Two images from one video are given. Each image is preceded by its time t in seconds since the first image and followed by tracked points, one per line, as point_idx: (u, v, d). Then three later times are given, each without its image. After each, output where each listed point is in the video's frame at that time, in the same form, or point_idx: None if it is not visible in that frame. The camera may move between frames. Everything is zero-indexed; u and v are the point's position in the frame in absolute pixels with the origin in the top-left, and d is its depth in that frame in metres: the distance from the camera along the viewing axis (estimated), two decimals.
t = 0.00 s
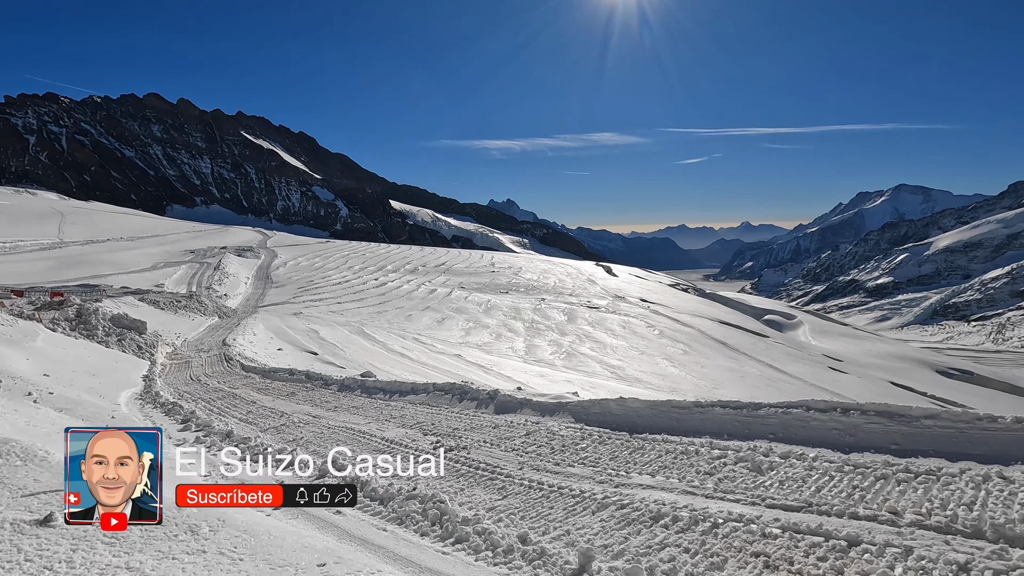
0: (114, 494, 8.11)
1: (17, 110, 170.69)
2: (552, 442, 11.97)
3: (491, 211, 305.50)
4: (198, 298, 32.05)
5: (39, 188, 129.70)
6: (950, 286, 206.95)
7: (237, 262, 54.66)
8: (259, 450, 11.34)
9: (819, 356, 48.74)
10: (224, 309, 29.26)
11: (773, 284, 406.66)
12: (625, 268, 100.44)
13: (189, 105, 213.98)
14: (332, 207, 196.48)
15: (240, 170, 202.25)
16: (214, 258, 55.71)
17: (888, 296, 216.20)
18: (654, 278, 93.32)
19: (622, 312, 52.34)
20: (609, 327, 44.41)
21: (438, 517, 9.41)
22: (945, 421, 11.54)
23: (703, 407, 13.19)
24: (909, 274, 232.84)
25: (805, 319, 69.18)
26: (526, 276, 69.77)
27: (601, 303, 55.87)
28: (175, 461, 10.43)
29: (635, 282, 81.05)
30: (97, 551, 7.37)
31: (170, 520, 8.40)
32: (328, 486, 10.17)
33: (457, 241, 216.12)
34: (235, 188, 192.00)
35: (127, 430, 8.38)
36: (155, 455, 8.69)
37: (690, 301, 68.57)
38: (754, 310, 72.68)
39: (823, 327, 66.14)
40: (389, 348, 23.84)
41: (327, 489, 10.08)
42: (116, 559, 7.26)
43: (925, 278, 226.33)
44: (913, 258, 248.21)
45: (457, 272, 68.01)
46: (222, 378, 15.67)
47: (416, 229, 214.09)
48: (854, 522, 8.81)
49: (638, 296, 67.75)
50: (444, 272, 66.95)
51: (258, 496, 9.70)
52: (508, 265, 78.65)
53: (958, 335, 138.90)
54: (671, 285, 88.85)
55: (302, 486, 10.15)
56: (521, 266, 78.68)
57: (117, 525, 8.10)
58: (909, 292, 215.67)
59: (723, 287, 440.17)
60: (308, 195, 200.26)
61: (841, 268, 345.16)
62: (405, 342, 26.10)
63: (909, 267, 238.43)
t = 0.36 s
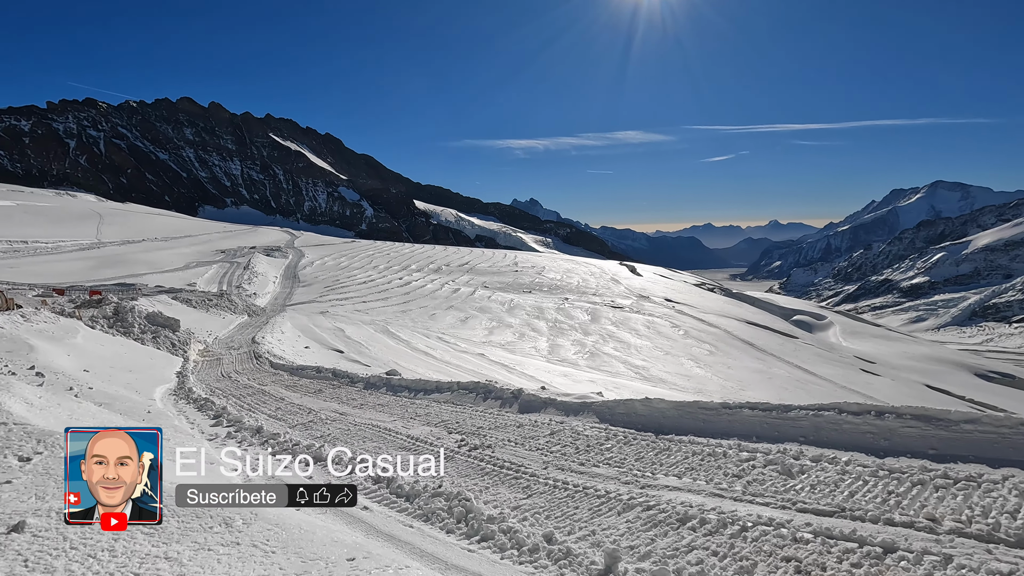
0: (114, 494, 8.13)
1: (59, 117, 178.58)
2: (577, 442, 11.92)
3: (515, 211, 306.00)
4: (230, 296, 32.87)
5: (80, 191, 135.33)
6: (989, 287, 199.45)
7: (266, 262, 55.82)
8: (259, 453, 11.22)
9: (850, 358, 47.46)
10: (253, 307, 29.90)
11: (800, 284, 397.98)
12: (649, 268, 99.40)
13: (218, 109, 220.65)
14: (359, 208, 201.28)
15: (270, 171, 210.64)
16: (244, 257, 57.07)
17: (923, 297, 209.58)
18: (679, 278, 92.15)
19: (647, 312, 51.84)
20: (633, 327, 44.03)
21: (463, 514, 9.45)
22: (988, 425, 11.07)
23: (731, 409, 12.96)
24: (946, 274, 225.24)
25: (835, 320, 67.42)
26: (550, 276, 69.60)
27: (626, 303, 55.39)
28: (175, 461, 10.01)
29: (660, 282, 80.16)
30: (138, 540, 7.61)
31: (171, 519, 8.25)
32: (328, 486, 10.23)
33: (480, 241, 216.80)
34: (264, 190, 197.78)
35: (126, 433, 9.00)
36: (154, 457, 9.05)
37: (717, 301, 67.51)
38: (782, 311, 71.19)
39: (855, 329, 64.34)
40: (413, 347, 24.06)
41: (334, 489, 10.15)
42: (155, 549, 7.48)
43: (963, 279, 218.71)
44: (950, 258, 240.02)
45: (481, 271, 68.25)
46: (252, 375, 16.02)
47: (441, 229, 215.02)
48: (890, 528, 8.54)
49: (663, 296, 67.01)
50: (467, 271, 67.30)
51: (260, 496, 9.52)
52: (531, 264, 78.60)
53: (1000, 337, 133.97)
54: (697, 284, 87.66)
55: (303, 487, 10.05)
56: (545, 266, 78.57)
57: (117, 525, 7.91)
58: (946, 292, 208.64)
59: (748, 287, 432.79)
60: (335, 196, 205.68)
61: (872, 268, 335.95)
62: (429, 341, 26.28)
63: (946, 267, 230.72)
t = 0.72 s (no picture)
0: (114, 494, 7.91)
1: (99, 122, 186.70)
2: (602, 443, 11.82)
3: (538, 212, 306.10)
4: (258, 295, 33.62)
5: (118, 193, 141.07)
6: None
7: (293, 262, 56.90)
8: (258, 455, 10.95)
9: (882, 361, 46.13)
10: (280, 306, 30.43)
11: (827, 285, 388.90)
12: (673, 268, 98.36)
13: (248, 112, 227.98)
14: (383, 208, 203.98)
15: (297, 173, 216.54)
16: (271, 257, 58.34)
17: (961, 298, 202.68)
18: (704, 278, 90.87)
19: (671, 312, 51.35)
20: (657, 327, 43.67)
21: (488, 513, 9.46)
22: None
23: (759, 411, 12.69)
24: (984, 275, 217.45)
25: (867, 322, 65.60)
26: (574, 276, 69.37)
27: (650, 304, 54.82)
28: (174, 460, 9.65)
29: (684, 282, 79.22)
30: (175, 532, 7.80)
31: (171, 519, 8.06)
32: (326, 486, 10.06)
33: (503, 241, 217.08)
34: (290, 192, 202.06)
35: (128, 432, 8.75)
36: (155, 456, 8.78)
37: (743, 302, 66.39)
38: (811, 312, 69.59)
39: (889, 330, 62.48)
40: (435, 346, 24.27)
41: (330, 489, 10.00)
42: (191, 540, 7.67)
43: (1003, 279, 210.71)
44: (989, 258, 231.56)
45: (504, 271, 68.36)
46: (280, 372, 16.35)
47: (464, 229, 216.01)
48: (927, 536, 8.25)
49: (688, 296, 66.33)
50: (490, 271, 67.52)
51: (264, 495, 9.32)
52: (554, 264, 78.44)
53: None
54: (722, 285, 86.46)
55: (304, 487, 9.88)
56: (568, 266, 78.36)
57: (118, 525, 7.69)
58: (986, 293, 201.30)
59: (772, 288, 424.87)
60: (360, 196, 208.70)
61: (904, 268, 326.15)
62: (451, 340, 26.50)
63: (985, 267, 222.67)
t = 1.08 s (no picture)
0: (115, 494, 7.80)
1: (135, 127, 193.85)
2: (626, 444, 11.71)
3: (560, 212, 305.14)
4: (286, 294, 34.34)
5: (153, 195, 146.19)
6: None
7: (320, 262, 57.85)
8: (259, 454, 10.67)
9: (917, 364, 44.73)
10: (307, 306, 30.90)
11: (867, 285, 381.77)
12: (697, 268, 97.15)
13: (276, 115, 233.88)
14: (407, 209, 206.91)
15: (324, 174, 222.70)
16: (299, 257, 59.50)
17: (1002, 300, 195.30)
18: (730, 279, 89.47)
19: (697, 313, 50.76)
20: (682, 328, 43.21)
21: (512, 513, 9.47)
22: None
23: (788, 414, 12.40)
24: None
25: (901, 324, 63.63)
26: (597, 276, 69.03)
27: (675, 305, 54.15)
28: (173, 460, 9.31)
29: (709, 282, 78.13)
30: (209, 525, 8.02)
31: (171, 519, 7.93)
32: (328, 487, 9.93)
33: (526, 241, 216.96)
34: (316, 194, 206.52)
35: (128, 433, 8.88)
36: (155, 457, 8.76)
37: (770, 303, 65.06)
38: (842, 313, 67.85)
39: (924, 333, 60.46)
40: (458, 345, 24.41)
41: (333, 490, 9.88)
42: (224, 534, 7.87)
43: None
44: None
45: (527, 272, 68.30)
46: (306, 370, 16.63)
47: (487, 228, 216.69)
48: (966, 546, 7.96)
49: (713, 296, 65.35)
50: (513, 271, 67.60)
51: (264, 495, 9.14)
52: (578, 265, 78.20)
53: None
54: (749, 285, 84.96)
55: (304, 488, 9.70)
56: (592, 266, 78.05)
57: (118, 526, 7.52)
58: None
59: (826, 286, 416.96)
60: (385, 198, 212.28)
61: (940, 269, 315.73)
62: (474, 340, 26.63)
63: None
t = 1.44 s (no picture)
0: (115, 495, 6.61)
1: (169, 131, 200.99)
2: (651, 447, 11.53)
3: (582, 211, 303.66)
4: (315, 295, 35.11)
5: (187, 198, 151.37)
6: None
7: (345, 262, 58.73)
8: (259, 454, 10.38)
9: (953, 368, 43.24)
10: (334, 305, 31.37)
11: (900, 285, 370.61)
12: (723, 268, 95.65)
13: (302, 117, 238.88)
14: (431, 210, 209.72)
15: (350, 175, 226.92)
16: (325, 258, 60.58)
17: None
18: (757, 279, 87.89)
19: (723, 314, 50.01)
20: (708, 329, 42.65)
21: (536, 514, 9.45)
22: None
23: (819, 419, 12.03)
24: None
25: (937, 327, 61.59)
26: (620, 276, 68.49)
27: (700, 306, 53.42)
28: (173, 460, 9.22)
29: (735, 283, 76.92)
30: (239, 520, 8.21)
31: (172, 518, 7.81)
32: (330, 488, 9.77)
33: (550, 241, 216.76)
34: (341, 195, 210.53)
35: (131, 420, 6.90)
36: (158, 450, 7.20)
37: (798, 304, 63.64)
38: (875, 315, 66.04)
39: (962, 336, 58.40)
40: (481, 345, 24.50)
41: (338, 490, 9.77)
42: (254, 528, 8.04)
43: None
44: None
45: (550, 272, 68.27)
46: (332, 369, 16.90)
47: (510, 228, 216.87)
48: (1010, 559, 7.62)
49: (740, 298, 64.22)
50: (535, 272, 67.66)
51: (264, 494, 9.04)
52: (601, 265, 77.80)
53: None
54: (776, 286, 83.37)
55: (305, 486, 9.59)
56: (614, 266, 77.57)
57: (119, 525, 7.18)
58: None
59: (855, 287, 406.43)
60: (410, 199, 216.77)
61: (978, 269, 304.51)
62: (497, 340, 26.71)
63: None
